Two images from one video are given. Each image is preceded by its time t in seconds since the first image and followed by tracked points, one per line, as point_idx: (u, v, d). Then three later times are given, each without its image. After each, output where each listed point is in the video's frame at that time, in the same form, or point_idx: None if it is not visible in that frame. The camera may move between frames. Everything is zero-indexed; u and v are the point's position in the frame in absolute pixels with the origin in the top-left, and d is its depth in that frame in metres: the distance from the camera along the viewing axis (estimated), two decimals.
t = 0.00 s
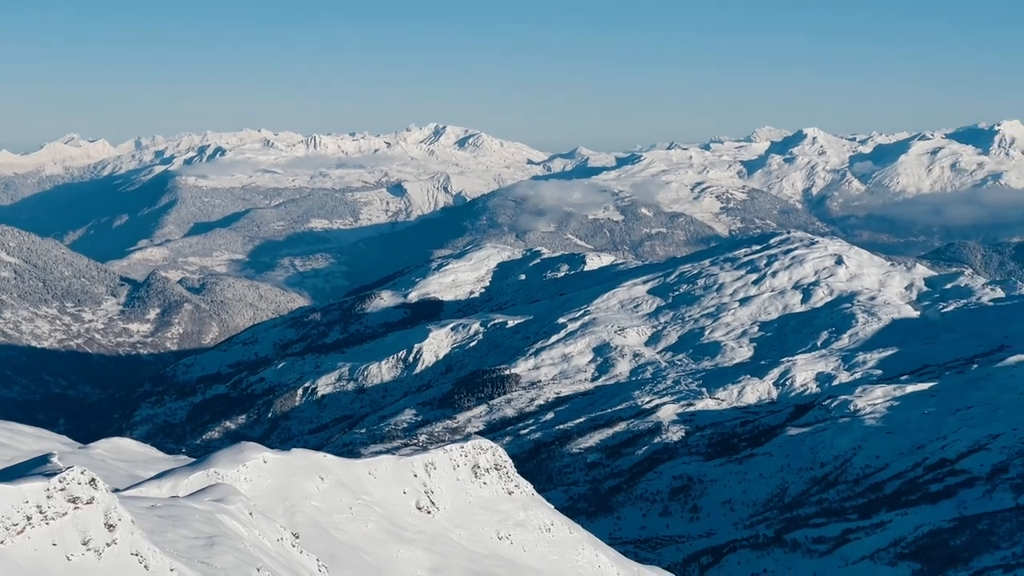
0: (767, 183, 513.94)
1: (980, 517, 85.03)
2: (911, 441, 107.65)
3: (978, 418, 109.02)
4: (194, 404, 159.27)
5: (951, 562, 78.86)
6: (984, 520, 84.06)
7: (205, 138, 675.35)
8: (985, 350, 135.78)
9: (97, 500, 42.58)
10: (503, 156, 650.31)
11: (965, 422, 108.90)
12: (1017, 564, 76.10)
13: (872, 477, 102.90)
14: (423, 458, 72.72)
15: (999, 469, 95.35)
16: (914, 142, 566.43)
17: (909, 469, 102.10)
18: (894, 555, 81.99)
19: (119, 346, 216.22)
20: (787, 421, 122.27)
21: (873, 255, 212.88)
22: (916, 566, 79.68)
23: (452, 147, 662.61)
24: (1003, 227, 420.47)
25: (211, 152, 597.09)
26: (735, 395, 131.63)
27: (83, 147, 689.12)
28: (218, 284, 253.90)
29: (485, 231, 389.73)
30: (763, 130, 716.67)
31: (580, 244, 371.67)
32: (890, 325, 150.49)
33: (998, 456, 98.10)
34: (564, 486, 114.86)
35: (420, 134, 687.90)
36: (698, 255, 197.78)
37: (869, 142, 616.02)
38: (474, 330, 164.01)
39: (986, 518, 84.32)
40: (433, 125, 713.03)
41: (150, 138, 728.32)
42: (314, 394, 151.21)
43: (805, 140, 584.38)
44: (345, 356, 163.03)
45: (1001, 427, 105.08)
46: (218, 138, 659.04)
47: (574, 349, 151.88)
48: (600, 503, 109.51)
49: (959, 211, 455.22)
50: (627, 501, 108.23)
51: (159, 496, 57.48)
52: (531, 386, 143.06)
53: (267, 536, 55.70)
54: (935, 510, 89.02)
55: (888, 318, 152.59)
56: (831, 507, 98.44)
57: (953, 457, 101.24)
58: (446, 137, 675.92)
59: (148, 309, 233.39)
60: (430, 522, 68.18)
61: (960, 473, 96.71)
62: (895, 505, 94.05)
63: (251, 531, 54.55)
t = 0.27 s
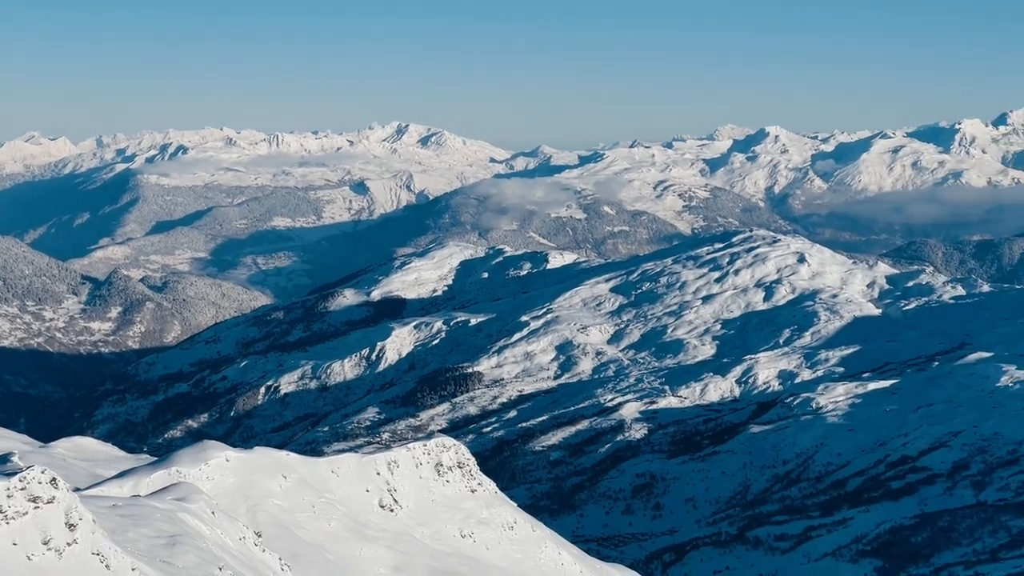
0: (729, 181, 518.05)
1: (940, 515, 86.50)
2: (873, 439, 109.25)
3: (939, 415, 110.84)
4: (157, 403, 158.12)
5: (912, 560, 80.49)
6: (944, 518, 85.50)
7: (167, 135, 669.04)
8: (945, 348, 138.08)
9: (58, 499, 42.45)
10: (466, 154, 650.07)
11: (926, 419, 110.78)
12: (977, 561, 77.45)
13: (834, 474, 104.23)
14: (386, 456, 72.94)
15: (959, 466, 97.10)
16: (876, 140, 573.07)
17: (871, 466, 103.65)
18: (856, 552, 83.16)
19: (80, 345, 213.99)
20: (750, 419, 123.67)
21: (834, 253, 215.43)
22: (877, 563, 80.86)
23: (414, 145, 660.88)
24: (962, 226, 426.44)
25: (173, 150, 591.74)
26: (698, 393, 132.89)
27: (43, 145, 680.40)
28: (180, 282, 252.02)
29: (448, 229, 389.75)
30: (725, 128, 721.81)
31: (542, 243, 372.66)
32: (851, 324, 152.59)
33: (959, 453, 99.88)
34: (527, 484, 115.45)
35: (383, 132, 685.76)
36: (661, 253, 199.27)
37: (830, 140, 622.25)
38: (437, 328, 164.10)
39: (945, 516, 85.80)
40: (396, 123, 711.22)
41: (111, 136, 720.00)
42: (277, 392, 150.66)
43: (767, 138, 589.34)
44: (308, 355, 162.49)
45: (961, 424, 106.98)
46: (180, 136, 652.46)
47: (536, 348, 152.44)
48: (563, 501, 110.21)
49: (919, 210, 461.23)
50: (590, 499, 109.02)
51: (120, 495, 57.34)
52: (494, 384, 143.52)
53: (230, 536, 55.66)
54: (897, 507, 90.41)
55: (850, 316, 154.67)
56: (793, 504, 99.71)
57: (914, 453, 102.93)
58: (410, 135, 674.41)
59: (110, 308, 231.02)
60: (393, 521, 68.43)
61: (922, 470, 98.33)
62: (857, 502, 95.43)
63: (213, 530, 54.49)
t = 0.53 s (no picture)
0: (691, 179, 521.87)
1: (900, 512, 88.02)
2: (833, 436, 110.94)
3: (899, 413, 112.75)
4: (117, 402, 156.63)
5: (873, 556, 81.25)
6: (903, 515, 86.99)
7: (126, 133, 661.81)
8: (906, 346, 140.19)
9: (17, 499, 42.21)
10: (427, 152, 649.28)
11: (887, 417, 112.60)
12: (936, 557, 78.88)
13: (795, 472, 105.65)
14: (347, 455, 73.12)
15: (919, 463, 98.89)
16: (836, 139, 579.39)
17: (832, 464, 105.22)
18: (816, 548, 84.40)
19: (39, 344, 211.32)
20: (711, 417, 125.09)
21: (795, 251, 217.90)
22: (838, 560, 82.11)
23: (376, 144, 658.88)
24: (921, 224, 432.09)
25: (133, 149, 585.60)
26: (659, 391, 134.06)
27: None
28: (140, 280, 249.65)
29: (409, 227, 389.51)
30: (687, 126, 726.50)
31: (503, 241, 373.43)
32: (812, 322, 154.56)
33: (918, 451, 101.66)
34: (488, 482, 115.95)
35: (344, 131, 682.95)
36: (622, 251, 200.56)
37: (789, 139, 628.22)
38: (399, 326, 164.00)
39: (905, 513, 87.31)
40: (357, 121, 708.49)
41: (71, 134, 711.17)
42: (238, 391, 149.94)
43: (729, 136, 593.85)
44: (269, 353, 161.75)
45: (921, 422, 108.90)
46: (140, 134, 645.55)
47: (498, 346, 152.88)
48: (525, 499, 110.84)
49: (879, 208, 466.86)
50: (551, 497, 109.75)
51: (79, 494, 57.03)
52: (455, 382, 143.77)
53: (191, 535, 55.57)
54: (858, 504, 91.90)
55: (811, 314, 156.75)
56: (754, 501, 101.00)
57: (875, 451, 104.68)
58: (371, 134, 672.26)
59: (69, 306, 228.30)
60: (354, 519, 68.64)
61: (882, 467, 100.01)
62: (818, 499, 96.89)
63: (173, 529, 54.42)
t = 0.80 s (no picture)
0: (655, 177, 524.65)
1: (863, 509, 89.16)
2: (796, 434, 112.41)
3: (862, 411, 114.43)
4: (79, 401, 155.16)
5: (836, 554, 82.29)
6: (867, 512, 88.01)
7: (88, 131, 654.36)
8: (868, 344, 142.09)
9: None
10: (392, 151, 647.52)
11: (850, 415, 114.10)
12: (898, 554, 79.96)
13: (759, 470, 106.96)
14: (311, 454, 73.20)
15: (882, 461, 100.39)
16: (799, 137, 584.75)
17: (796, 461, 106.54)
18: (780, 546, 85.45)
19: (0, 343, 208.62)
20: (675, 415, 126.28)
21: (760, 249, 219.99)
22: (802, 557, 83.19)
23: (340, 142, 656.03)
24: (885, 222, 436.46)
25: (95, 147, 579.23)
26: (623, 389, 135.07)
27: None
28: (103, 279, 247.26)
29: (374, 226, 388.67)
30: (651, 125, 729.95)
31: (468, 239, 373.49)
32: (775, 320, 156.26)
33: (882, 449, 103.05)
34: (452, 481, 116.31)
35: (308, 129, 679.38)
36: (587, 250, 201.53)
37: (753, 137, 632.98)
38: (363, 325, 163.80)
39: (869, 510, 88.41)
40: (321, 120, 705.11)
41: (31, 132, 702.43)
42: (202, 390, 149.07)
43: (693, 135, 597.37)
44: (233, 352, 160.90)
45: (884, 420, 110.37)
46: (102, 132, 638.77)
47: (462, 344, 153.13)
48: (489, 498, 111.34)
49: (842, 207, 471.42)
50: (516, 495, 110.30)
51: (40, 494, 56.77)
52: (419, 381, 143.93)
53: (153, 534, 55.49)
54: (822, 502, 93.10)
55: (775, 312, 158.41)
56: (718, 500, 102.06)
57: (838, 449, 106.07)
58: (335, 132, 669.18)
59: (31, 305, 225.42)
60: (318, 518, 68.76)
61: (846, 466, 101.31)
62: (782, 497, 98.05)
63: (136, 529, 54.33)
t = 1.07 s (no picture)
0: (613, 175, 527.39)
1: (820, 506, 90.26)
2: (753, 432, 114.05)
3: (820, 408, 116.28)
4: (36, 400, 153.45)
5: (794, 550, 83.18)
6: (824, 509, 88.94)
7: (42, 129, 644.78)
8: (826, 341, 144.32)
9: None
10: (350, 149, 644.68)
11: (807, 413, 116.00)
12: (856, 551, 80.34)
13: (717, 467, 108.43)
14: (270, 452, 73.36)
15: (840, 458, 101.98)
16: (756, 136, 590.14)
17: (755, 459, 108.03)
18: (738, 544, 86.47)
19: None
20: (633, 413, 127.62)
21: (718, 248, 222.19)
22: (760, 554, 84.04)
23: (298, 140, 651.95)
24: (843, 220, 441.09)
25: (50, 145, 571.10)
26: (582, 387, 136.24)
27: None
28: (60, 278, 244.31)
29: (332, 224, 387.18)
30: (610, 123, 732.89)
31: (426, 237, 373.13)
32: (734, 317, 158.11)
33: (839, 446, 104.70)
34: (411, 479, 116.67)
35: (266, 127, 674.46)
36: (544, 248, 202.50)
37: (711, 135, 637.69)
38: (322, 323, 163.40)
39: (826, 506, 89.35)
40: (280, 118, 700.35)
41: None
42: (160, 388, 148.02)
43: (651, 133, 601.27)
44: (191, 350, 159.93)
45: (842, 417, 112.12)
46: (58, 130, 630.04)
47: (420, 342, 153.29)
48: (448, 496, 111.87)
49: (800, 205, 476.67)
50: (474, 493, 110.95)
51: None
52: (378, 379, 144.02)
53: (111, 533, 55.43)
54: (779, 500, 94.42)
55: (733, 309, 160.28)
56: (676, 497, 103.45)
57: (796, 446, 107.80)
58: (293, 130, 664.75)
59: None
60: (276, 517, 68.89)
61: (803, 463, 102.96)
62: (740, 494, 99.49)
63: (93, 528, 54.26)
